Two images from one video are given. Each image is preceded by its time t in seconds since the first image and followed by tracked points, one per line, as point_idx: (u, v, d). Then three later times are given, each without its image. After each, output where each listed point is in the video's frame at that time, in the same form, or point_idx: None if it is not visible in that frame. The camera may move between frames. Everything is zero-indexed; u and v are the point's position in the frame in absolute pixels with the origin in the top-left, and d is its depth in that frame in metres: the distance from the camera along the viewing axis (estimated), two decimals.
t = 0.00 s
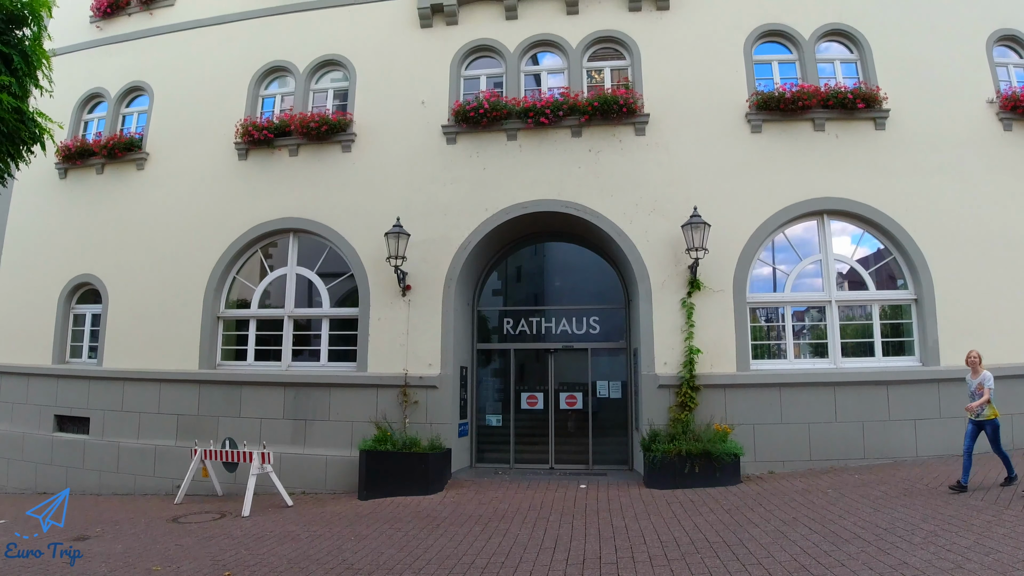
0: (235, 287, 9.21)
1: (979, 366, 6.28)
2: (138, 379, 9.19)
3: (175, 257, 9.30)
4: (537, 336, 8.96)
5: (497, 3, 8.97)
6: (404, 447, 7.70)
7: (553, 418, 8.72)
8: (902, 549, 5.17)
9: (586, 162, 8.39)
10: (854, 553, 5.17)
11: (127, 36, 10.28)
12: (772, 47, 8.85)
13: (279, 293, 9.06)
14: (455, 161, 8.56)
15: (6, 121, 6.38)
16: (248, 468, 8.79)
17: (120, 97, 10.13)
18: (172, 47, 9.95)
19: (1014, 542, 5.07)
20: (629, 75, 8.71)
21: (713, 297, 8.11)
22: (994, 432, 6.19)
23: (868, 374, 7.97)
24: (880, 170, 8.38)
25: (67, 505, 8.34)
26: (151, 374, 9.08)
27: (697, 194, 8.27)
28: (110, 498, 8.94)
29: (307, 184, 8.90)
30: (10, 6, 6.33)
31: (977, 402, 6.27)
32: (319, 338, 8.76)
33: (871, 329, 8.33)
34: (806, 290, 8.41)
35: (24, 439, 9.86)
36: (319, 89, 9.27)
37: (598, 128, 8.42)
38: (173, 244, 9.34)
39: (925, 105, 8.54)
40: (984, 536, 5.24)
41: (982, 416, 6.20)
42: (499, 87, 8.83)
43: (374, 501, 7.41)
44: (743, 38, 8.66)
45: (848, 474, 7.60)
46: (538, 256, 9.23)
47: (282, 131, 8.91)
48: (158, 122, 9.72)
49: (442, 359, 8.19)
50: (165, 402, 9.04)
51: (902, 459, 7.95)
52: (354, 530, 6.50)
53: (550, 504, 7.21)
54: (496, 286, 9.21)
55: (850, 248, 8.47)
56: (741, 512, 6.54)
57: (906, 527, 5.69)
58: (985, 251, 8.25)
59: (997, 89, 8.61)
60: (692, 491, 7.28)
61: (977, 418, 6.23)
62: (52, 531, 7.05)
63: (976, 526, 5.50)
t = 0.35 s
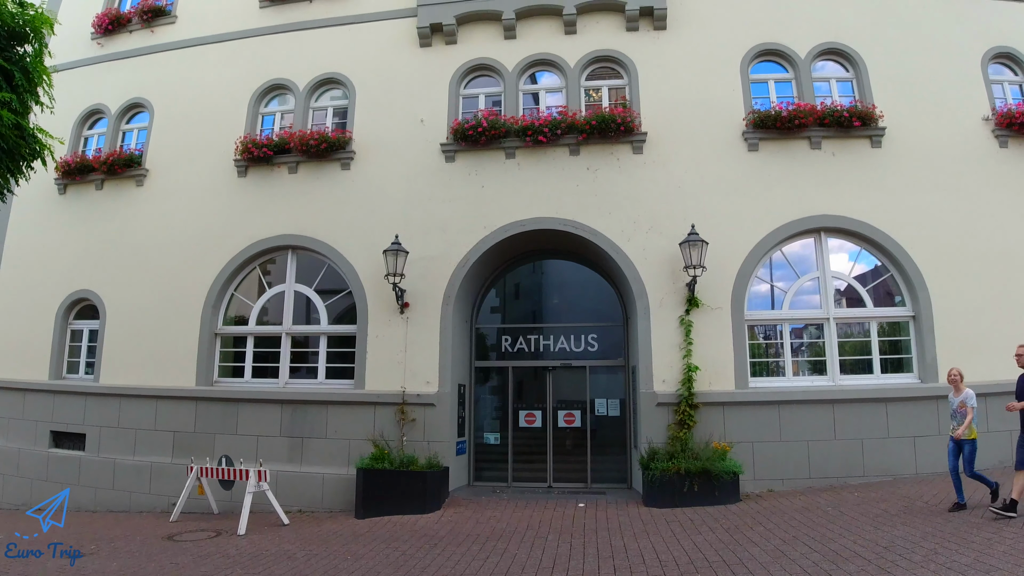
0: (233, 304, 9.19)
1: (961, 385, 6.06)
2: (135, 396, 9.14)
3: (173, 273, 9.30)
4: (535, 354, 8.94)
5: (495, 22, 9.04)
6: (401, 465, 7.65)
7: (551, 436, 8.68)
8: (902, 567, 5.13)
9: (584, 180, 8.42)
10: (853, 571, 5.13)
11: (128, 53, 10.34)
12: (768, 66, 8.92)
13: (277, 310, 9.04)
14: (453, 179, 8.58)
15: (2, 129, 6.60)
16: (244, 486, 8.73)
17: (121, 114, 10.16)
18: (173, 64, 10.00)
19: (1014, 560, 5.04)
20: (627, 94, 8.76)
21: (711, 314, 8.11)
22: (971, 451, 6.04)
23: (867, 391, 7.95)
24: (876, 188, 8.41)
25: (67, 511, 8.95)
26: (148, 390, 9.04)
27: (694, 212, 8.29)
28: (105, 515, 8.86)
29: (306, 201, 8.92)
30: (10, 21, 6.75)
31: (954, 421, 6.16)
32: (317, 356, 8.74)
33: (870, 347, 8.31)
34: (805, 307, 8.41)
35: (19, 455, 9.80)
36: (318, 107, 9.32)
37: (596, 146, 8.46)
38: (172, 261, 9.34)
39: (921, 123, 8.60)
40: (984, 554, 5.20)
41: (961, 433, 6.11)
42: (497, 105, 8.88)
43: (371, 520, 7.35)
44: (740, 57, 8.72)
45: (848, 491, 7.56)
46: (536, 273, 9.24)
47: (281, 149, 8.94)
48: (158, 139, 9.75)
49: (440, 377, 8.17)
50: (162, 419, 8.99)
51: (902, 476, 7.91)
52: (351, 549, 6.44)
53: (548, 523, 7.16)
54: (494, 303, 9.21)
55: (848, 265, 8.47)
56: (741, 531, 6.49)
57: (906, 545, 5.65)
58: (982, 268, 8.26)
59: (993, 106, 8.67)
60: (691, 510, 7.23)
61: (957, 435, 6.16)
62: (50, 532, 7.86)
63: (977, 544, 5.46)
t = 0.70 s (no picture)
0: (232, 319, 9.18)
1: (948, 399, 5.90)
2: (132, 410, 9.11)
3: (172, 288, 9.29)
4: (534, 370, 8.92)
5: (494, 40, 9.11)
6: (399, 482, 7.60)
7: (550, 453, 8.64)
8: None
9: (583, 197, 8.44)
10: None
11: (129, 68, 10.39)
12: (766, 83, 8.97)
13: (275, 325, 9.03)
14: (452, 195, 8.61)
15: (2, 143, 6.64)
16: (242, 501, 8.63)
17: (121, 128, 10.20)
18: (174, 79, 10.05)
19: None
20: (625, 111, 8.81)
21: (711, 330, 8.10)
22: (954, 466, 5.91)
23: (866, 408, 7.92)
24: (875, 204, 8.43)
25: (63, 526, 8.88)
26: (146, 405, 9.00)
27: (693, 228, 8.31)
28: (101, 530, 8.78)
29: (305, 216, 8.94)
30: (12, 36, 6.85)
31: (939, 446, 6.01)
32: (315, 371, 8.72)
33: (869, 363, 8.30)
34: (804, 323, 8.40)
35: (15, 470, 9.74)
36: (318, 123, 9.36)
37: (595, 163, 8.49)
38: (171, 275, 9.34)
39: (918, 140, 8.63)
40: (985, 571, 5.16)
41: (946, 448, 5.98)
42: (497, 122, 8.92)
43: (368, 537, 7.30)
44: (738, 74, 8.78)
45: (848, 508, 7.51)
46: (535, 289, 9.24)
47: (281, 164, 8.97)
48: (159, 154, 9.78)
49: (439, 393, 8.15)
50: (159, 434, 8.95)
51: (902, 492, 7.87)
52: (348, 566, 6.39)
53: (547, 540, 7.11)
54: (492, 319, 9.20)
55: (846, 280, 8.47)
56: (741, 548, 6.45)
57: (907, 563, 5.60)
58: (981, 283, 8.26)
59: (990, 122, 8.72)
60: (691, 527, 7.18)
61: (943, 450, 6.02)
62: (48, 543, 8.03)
63: (978, 560, 5.42)
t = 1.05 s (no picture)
0: (232, 334, 9.17)
1: (934, 419, 5.90)
2: (131, 426, 9.07)
3: (172, 304, 9.29)
4: (534, 386, 8.90)
5: (495, 57, 9.18)
6: (398, 499, 7.55)
7: (550, 470, 8.60)
8: None
9: (582, 213, 8.47)
10: None
11: (132, 84, 10.45)
12: (765, 100, 9.02)
13: (275, 340, 9.02)
14: (453, 212, 8.63)
15: (3, 157, 6.69)
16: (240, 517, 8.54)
17: (124, 144, 10.24)
18: (177, 96, 10.11)
19: None
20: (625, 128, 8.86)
21: (711, 347, 8.09)
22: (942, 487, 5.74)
23: (867, 424, 7.89)
24: (874, 221, 8.45)
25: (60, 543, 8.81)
26: (144, 420, 8.97)
27: (693, 245, 8.32)
28: (98, 546, 8.71)
29: (306, 232, 8.96)
30: (15, 51, 6.92)
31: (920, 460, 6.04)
32: (315, 387, 8.70)
33: (870, 379, 8.27)
34: (804, 339, 8.39)
35: (12, 485, 9.68)
36: (320, 139, 9.41)
37: (594, 179, 8.52)
38: (171, 290, 9.34)
39: (916, 156, 8.67)
40: None
41: (933, 469, 5.85)
42: (497, 138, 8.96)
43: (366, 554, 7.24)
44: (736, 91, 8.83)
45: (849, 525, 7.46)
46: (535, 305, 9.24)
47: (282, 180, 9.00)
48: (160, 169, 9.82)
49: (439, 409, 8.12)
50: (157, 450, 8.91)
51: (904, 509, 7.82)
52: None
53: (546, 558, 7.05)
54: (492, 335, 9.20)
55: (846, 296, 8.47)
56: (743, 566, 6.39)
57: None
58: (981, 299, 8.26)
59: (988, 138, 8.75)
60: (692, 545, 7.13)
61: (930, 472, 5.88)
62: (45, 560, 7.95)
63: None
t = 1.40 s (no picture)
0: (231, 348, 9.16)
1: (920, 439, 5.81)
2: (129, 440, 9.04)
3: (172, 318, 9.29)
4: (534, 402, 8.87)
5: (495, 73, 9.23)
6: (398, 515, 7.50)
7: (550, 486, 8.55)
8: None
9: (583, 229, 8.48)
10: None
11: (134, 99, 10.50)
12: (764, 116, 9.06)
13: (275, 355, 9.01)
14: (453, 227, 8.65)
15: (4, 172, 6.73)
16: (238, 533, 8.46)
17: (125, 158, 10.27)
18: (179, 111, 10.16)
19: None
20: (625, 144, 8.89)
21: (712, 362, 8.07)
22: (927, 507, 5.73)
23: (869, 439, 7.85)
24: (873, 236, 8.46)
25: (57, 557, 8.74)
26: (143, 435, 8.94)
27: (693, 260, 8.33)
28: (95, 561, 8.64)
29: (306, 247, 8.97)
30: (18, 67, 6.99)
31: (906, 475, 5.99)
32: (314, 402, 8.68)
33: (871, 394, 8.25)
34: (804, 354, 8.38)
35: (9, 499, 9.63)
36: (321, 155, 9.44)
37: (594, 195, 8.55)
38: (171, 305, 9.34)
39: (915, 171, 8.69)
40: None
41: (918, 488, 5.82)
42: (497, 154, 9.00)
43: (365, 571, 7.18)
44: (736, 107, 8.88)
45: (852, 542, 7.40)
46: (535, 320, 9.24)
47: (283, 196, 9.03)
48: (162, 184, 9.85)
49: (439, 425, 8.10)
50: (156, 464, 8.87)
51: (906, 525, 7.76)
52: None
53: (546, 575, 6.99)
54: (492, 350, 9.19)
55: (846, 310, 8.47)
56: None
57: None
58: (981, 313, 8.25)
59: (986, 152, 8.78)
60: (693, 563, 7.07)
61: (915, 490, 5.86)
62: None
63: None
